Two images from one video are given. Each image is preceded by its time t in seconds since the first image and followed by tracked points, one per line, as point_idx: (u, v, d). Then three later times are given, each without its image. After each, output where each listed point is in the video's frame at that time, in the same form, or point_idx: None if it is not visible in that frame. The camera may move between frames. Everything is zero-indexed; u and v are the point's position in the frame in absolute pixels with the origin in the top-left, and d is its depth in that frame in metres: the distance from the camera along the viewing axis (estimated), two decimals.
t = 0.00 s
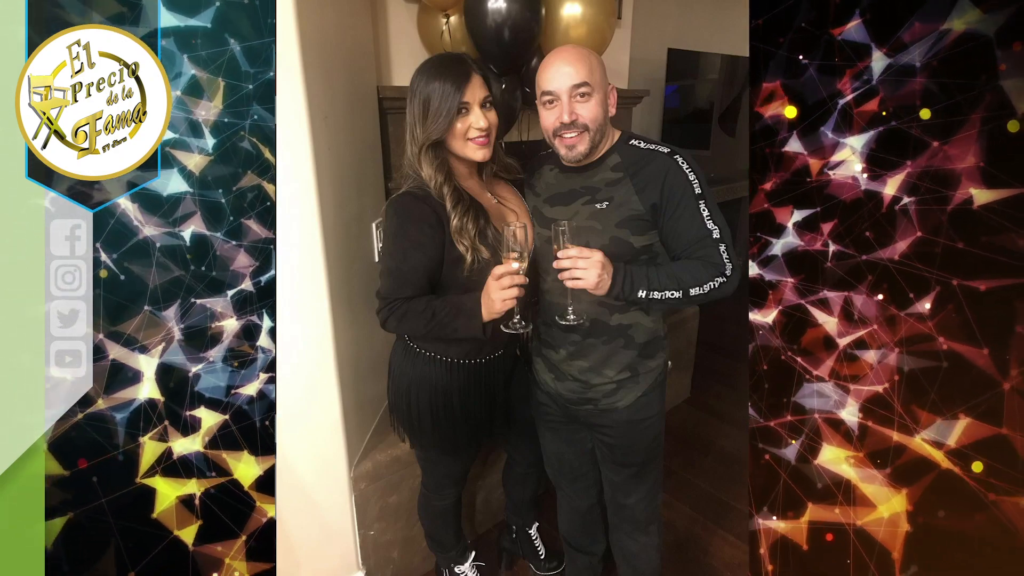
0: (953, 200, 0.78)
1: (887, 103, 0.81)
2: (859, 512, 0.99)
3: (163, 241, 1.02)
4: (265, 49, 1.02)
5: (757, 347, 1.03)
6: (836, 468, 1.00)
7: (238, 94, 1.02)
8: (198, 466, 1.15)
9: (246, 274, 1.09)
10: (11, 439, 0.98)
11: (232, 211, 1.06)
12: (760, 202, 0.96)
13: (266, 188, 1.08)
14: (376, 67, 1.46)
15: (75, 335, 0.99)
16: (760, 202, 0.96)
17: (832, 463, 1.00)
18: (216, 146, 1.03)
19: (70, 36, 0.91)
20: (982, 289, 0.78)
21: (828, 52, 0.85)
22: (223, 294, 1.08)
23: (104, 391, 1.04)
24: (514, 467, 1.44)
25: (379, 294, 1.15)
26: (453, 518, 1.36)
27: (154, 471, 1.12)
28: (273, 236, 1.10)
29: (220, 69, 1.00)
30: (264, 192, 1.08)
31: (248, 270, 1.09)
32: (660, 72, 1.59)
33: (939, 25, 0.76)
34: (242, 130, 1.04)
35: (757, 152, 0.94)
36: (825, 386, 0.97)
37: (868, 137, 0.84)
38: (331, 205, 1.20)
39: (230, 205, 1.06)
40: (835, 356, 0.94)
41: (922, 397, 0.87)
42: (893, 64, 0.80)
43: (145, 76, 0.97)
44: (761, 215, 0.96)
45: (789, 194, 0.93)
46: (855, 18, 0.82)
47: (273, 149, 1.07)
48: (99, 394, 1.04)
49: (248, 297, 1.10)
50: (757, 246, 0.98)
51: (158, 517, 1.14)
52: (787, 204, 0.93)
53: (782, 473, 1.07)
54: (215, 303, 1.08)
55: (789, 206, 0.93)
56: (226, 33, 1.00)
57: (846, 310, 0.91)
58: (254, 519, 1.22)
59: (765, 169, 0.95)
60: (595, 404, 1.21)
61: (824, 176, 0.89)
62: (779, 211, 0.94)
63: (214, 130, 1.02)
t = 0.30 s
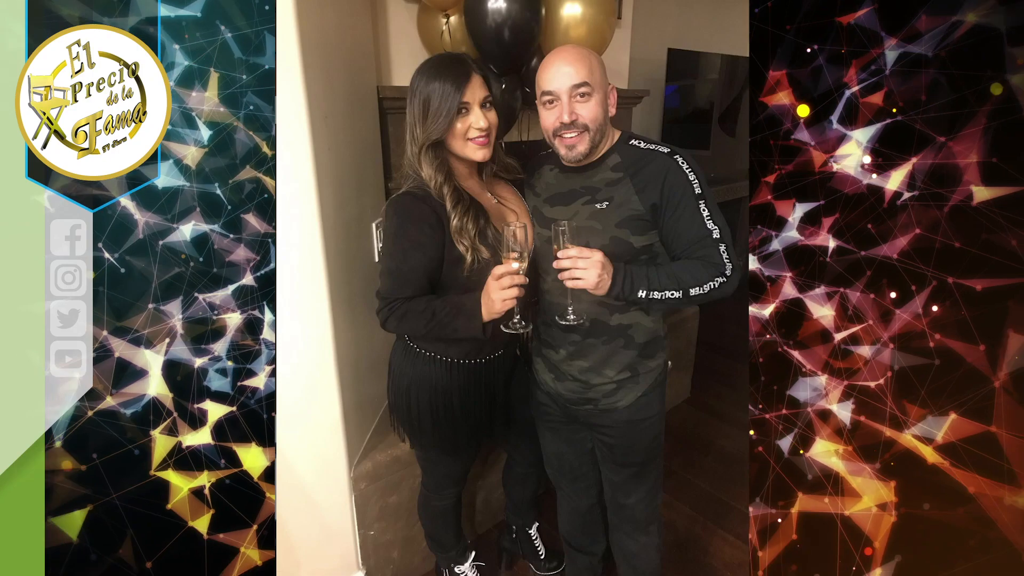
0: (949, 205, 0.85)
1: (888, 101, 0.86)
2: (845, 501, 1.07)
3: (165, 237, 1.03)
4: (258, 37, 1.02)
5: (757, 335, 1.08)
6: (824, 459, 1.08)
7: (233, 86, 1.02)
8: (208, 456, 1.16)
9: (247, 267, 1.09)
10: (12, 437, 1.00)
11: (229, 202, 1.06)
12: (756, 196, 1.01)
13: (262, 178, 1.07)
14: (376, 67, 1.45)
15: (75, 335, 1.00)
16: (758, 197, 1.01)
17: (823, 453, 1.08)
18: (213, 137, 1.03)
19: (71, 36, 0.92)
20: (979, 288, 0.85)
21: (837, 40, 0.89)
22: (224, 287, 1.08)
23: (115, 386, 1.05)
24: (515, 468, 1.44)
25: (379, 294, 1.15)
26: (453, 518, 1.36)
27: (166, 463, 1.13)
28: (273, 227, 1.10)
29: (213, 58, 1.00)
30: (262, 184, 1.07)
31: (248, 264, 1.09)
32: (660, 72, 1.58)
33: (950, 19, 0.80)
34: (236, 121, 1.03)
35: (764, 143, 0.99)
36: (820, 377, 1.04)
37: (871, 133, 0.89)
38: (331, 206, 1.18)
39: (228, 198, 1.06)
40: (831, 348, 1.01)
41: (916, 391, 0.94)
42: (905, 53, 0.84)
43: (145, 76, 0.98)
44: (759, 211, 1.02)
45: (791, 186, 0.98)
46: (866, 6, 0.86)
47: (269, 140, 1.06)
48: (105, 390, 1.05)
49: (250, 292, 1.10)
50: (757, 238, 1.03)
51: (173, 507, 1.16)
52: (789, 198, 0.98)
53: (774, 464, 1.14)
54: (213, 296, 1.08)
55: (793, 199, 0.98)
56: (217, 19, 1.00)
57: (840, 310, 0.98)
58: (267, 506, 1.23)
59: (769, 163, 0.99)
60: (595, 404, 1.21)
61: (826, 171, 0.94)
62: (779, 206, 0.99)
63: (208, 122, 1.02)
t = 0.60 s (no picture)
0: (948, 204, 0.84)
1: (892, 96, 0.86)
2: (836, 493, 1.07)
3: (166, 233, 1.03)
4: (250, 25, 1.01)
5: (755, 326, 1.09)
6: (815, 452, 1.08)
7: (227, 78, 1.01)
8: (214, 450, 1.16)
9: (247, 259, 1.09)
10: (13, 437, 1.01)
11: (229, 195, 1.05)
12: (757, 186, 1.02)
13: (259, 169, 1.06)
14: (376, 67, 1.45)
15: (75, 335, 1.01)
16: (759, 188, 1.01)
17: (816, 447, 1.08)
18: (210, 128, 1.02)
19: (71, 36, 0.93)
20: (976, 288, 0.85)
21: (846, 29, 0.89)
22: (228, 282, 1.08)
23: (126, 380, 1.06)
24: (515, 468, 1.44)
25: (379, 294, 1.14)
26: (454, 518, 1.36)
27: (175, 455, 1.14)
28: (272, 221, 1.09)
29: (204, 46, 0.99)
30: (260, 176, 1.07)
31: (247, 258, 1.09)
32: (661, 72, 1.58)
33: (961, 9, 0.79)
34: (232, 114, 1.02)
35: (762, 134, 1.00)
36: (817, 370, 1.04)
37: (877, 125, 0.88)
38: (331, 206, 1.18)
39: (225, 192, 1.05)
40: (828, 342, 1.01)
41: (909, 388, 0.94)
42: (916, 42, 0.83)
43: (145, 76, 0.98)
44: (757, 207, 1.03)
45: (794, 177, 0.98)
46: None
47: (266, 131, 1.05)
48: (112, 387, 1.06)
49: (251, 287, 1.10)
50: (758, 231, 1.03)
51: (186, 499, 1.16)
52: (791, 190, 0.99)
53: (767, 457, 1.14)
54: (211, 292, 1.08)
55: (796, 190, 0.98)
56: (207, 7, 0.99)
57: (836, 304, 0.98)
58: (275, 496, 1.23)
59: (773, 154, 0.99)
60: (595, 404, 1.21)
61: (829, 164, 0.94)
62: (780, 198, 1.00)
63: (203, 113, 1.01)
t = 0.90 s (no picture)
0: (946, 202, 0.83)
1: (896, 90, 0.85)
2: (828, 487, 1.07)
3: (167, 228, 1.03)
4: (241, 13, 1.00)
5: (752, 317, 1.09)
6: (807, 444, 1.08)
7: (220, 67, 1.01)
8: (221, 441, 1.16)
9: (251, 248, 1.09)
10: (12, 437, 1.00)
11: (229, 189, 1.05)
12: (758, 178, 1.02)
13: (254, 159, 1.05)
14: (376, 67, 1.46)
15: (75, 335, 1.00)
16: (760, 180, 1.01)
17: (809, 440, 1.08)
18: (206, 118, 1.02)
19: (71, 36, 0.93)
20: (972, 288, 0.83)
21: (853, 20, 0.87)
22: (231, 276, 1.08)
23: (134, 374, 1.07)
24: (515, 467, 1.44)
25: (379, 294, 1.15)
26: (454, 518, 1.36)
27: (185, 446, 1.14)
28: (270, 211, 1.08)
29: (195, 32, 0.98)
30: (258, 169, 1.06)
31: (249, 251, 1.08)
32: (660, 72, 1.59)
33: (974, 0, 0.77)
34: (228, 105, 1.02)
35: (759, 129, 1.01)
36: (812, 364, 1.04)
37: (882, 119, 0.86)
38: (331, 205, 1.19)
39: (223, 185, 1.05)
40: (823, 336, 1.01)
41: (906, 388, 0.92)
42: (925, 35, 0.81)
43: (145, 76, 0.98)
44: (755, 201, 1.03)
45: (797, 170, 0.97)
46: None
47: (261, 123, 1.04)
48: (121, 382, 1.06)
49: (255, 282, 1.10)
50: (759, 224, 1.03)
51: (199, 490, 1.17)
52: (792, 183, 0.98)
53: (763, 448, 1.16)
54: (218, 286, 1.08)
55: (799, 183, 0.97)
56: None
57: (832, 300, 0.97)
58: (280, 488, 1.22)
59: (777, 147, 0.99)
60: (595, 404, 1.21)
61: (831, 157, 0.92)
62: (781, 191, 0.99)
63: (197, 105, 1.01)
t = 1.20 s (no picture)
0: (945, 204, 0.86)
1: (903, 84, 0.87)
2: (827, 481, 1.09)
3: (166, 225, 1.02)
4: None
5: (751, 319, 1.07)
6: (801, 438, 1.10)
7: (212, 57, 1.00)
8: (226, 433, 1.15)
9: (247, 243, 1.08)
10: (14, 436, 1.01)
11: (227, 183, 1.04)
12: (759, 171, 1.03)
13: (248, 150, 1.04)
14: (376, 67, 1.46)
15: (76, 335, 1.01)
16: (762, 173, 1.02)
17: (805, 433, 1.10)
18: (200, 109, 1.01)
19: (71, 36, 0.93)
20: (967, 288, 0.87)
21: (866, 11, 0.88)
22: (233, 268, 1.07)
23: (141, 369, 1.07)
24: (514, 467, 1.44)
25: (379, 294, 1.14)
26: (453, 518, 1.36)
27: (193, 439, 1.14)
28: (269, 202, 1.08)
29: (184, 20, 0.97)
30: (255, 162, 1.05)
31: (249, 244, 1.08)
32: (660, 72, 1.60)
33: None
34: (223, 96, 1.02)
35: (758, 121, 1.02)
36: (808, 357, 1.05)
37: (890, 113, 0.88)
38: (331, 205, 1.19)
39: (220, 176, 1.04)
40: (819, 330, 1.02)
41: (903, 383, 0.96)
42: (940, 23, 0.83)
43: (145, 76, 0.98)
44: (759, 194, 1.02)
45: (800, 162, 0.98)
46: None
47: (255, 114, 1.03)
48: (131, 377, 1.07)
49: (255, 276, 1.09)
50: (760, 216, 1.03)
51: (211, 481, 1.17)
52: (794, 176, 0.99)
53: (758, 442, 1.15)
54: (221, 279, 1.08)
55: (803, 175, 0.97)
56: None
57: (830, 294, 0.99)
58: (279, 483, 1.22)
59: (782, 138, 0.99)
60: (595, 404, 1.21)
61: (835, 150, 0.94)
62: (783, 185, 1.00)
63: (192, 96, 1.00)
